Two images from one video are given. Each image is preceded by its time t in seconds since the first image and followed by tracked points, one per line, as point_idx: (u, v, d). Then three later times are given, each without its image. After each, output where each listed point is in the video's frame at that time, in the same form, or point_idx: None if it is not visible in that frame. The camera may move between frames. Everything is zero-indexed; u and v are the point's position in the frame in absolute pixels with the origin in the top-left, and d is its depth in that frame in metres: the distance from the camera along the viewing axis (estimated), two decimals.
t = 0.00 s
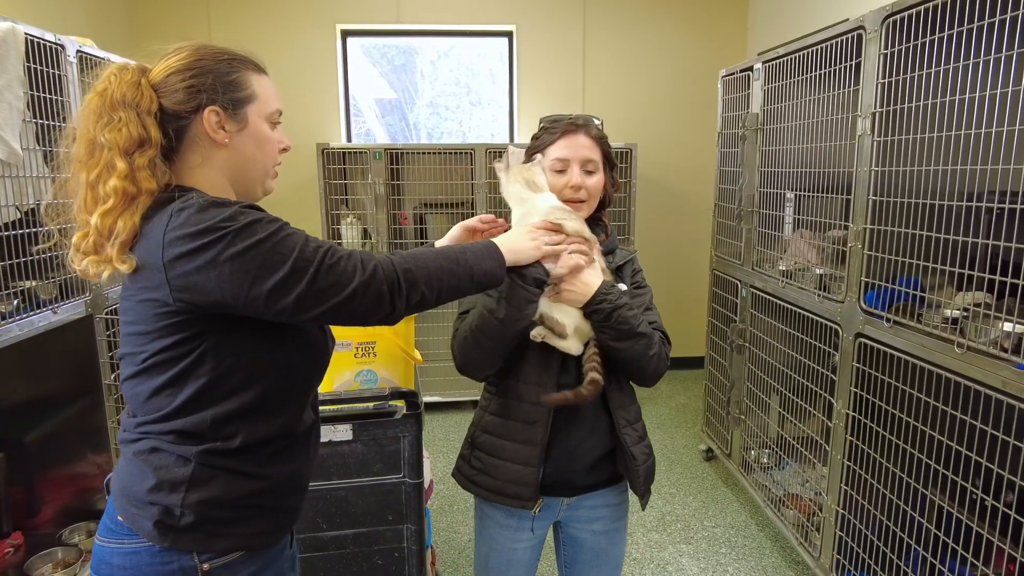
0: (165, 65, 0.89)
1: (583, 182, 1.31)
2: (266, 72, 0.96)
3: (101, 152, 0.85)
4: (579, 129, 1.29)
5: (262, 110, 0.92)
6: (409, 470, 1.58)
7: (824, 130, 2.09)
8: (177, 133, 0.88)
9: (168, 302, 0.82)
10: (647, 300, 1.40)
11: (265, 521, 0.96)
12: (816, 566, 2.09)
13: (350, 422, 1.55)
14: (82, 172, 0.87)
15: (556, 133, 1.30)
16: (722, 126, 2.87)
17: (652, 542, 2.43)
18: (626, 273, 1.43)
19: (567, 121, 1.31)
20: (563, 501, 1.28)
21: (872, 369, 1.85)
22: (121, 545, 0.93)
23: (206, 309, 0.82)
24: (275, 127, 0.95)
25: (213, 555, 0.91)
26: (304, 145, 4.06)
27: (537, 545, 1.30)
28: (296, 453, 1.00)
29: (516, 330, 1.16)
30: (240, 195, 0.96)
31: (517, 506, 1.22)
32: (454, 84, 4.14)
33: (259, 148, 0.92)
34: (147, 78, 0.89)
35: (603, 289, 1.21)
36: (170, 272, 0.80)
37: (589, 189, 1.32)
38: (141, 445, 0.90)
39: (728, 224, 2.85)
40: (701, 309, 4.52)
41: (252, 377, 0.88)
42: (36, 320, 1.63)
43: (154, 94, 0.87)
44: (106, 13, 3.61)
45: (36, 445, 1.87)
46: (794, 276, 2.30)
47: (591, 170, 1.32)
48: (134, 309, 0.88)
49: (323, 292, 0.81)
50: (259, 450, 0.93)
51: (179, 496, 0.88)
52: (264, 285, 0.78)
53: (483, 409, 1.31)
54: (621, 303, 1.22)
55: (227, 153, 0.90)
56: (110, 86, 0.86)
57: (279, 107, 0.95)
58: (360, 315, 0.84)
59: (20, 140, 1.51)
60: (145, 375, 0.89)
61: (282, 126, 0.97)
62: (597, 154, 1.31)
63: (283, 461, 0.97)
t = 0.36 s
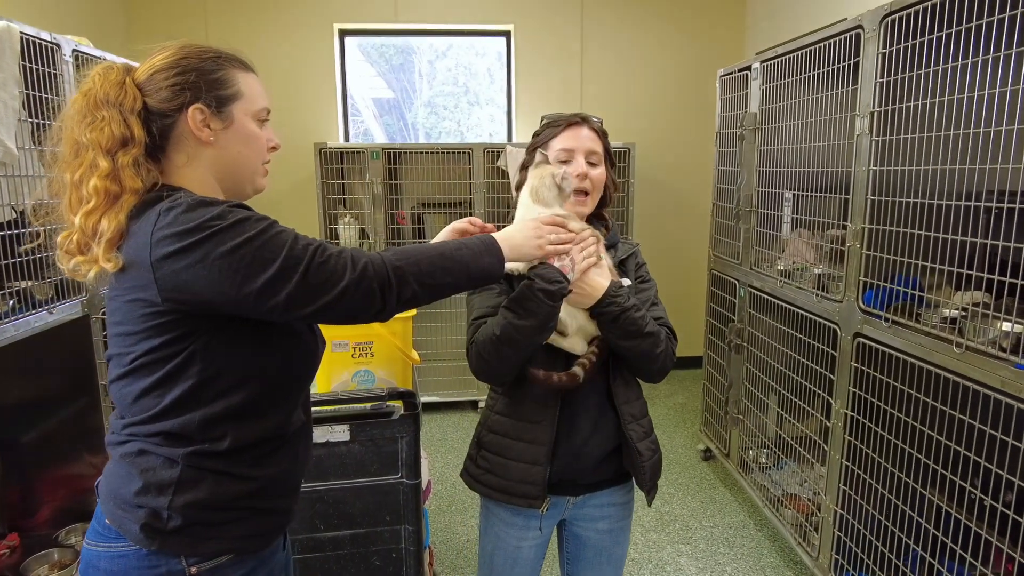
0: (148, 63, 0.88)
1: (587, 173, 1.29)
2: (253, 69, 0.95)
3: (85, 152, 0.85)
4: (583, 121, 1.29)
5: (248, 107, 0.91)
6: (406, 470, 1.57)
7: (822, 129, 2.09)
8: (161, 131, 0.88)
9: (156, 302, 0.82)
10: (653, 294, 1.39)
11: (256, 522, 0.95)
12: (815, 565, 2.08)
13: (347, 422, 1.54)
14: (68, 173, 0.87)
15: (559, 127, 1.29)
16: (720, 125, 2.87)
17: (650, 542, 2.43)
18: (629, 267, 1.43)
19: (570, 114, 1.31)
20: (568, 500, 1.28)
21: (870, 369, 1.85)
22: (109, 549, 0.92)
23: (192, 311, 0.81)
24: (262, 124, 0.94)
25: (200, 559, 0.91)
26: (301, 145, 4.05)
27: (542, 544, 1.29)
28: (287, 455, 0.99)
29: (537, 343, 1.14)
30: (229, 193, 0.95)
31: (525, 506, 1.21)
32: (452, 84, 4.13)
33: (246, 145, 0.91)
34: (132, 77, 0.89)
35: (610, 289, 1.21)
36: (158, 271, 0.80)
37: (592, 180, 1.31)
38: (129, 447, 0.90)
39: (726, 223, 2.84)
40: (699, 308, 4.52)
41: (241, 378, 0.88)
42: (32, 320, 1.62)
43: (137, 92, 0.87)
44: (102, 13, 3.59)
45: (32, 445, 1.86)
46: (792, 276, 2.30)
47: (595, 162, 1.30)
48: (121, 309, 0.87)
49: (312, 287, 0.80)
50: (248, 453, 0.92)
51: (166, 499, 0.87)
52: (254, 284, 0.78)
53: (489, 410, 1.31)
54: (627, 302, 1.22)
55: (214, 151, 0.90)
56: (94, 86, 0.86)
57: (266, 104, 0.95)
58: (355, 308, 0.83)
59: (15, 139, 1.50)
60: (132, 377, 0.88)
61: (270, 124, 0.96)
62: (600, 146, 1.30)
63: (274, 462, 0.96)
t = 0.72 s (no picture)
0: (131, 67, 0.88)
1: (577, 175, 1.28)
2: (241, 76, 0.93)
3: (61, 154, 0.87)
4: (570, 124, 1.28)
5: (229, 114, 0.89)
6: (404, 471, 1.56)
7: (820, 129, 2.09)
8: (138, 137, 0.88)
9: (113, 307, 0.82)
10: (654, 298, 1.38)
11: (235, 523, 0.94)
12: (812, 565, 2.08)
13: (346, 423, 1.52)
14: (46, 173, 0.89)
15: (547, 131, 1.29)
16: (717, 125, 2.86)
17: (648, 542, 2.42)
18: (630, 270, 1.42)
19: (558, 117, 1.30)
20: (570, 503, 1.27)
21: (868, 369, 1.85)
22: (86, 548, 0.92)
23: (147, 320, 0.80)
24: (244, 133, 0.91)
25: (174, 559, 0.90)
26: (299, 145, 4.04)
27: (543, 547, 1.28)
28: (271, 457, 0.98)
29: (526, 336, 1.15)
30: (207, 201, 0.95)
31: (525, 509, 1.22)
32: (450, 84, 4.13)
33: (223, 155, 0.89)
34: (115, 79, 0.89)
35: (608, 298, 1.20)
36: (112, 278, 0.79)
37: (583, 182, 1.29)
38: (104, 448, 0.90)
39: (724, 223, 2.84)
40: (697, 307, 4.52)
41: (211, 386, 0.87)
42: (27, 320, 1.61)
43: (117, 96, 0.87)
44: (99, 12, 3.58)
45: (27, 445, 1.85)
46: (789, 275, 2.29)
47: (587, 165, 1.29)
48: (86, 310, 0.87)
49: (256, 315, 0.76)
50: (227, 452, 0.91)
51: (139, 497, 0.87)
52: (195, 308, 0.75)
53: (492, 415, 1.31)
54: (626, 311, 1.21)
55: (189, 160, 0.89)
56: (76, 89, 0.88)
57: (250, 112, 0.92)
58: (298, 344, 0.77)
59: (10, 138, 1.49)
60: (105, 376, 0.88)
61: (256, 131, 0.94)
62: (587, 149, 1.29)
63: (258, 462, 0.95)
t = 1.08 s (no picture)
0: (96, 85, 0.83)
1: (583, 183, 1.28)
2: (213, 97, 0.90)
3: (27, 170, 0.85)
4: (582, 129, 1.28)
5: (201, 144, 0.88)
6: (401, 471, 1.56)
7: (817, 129, 2.09)
8: (106, 160, 0.86)
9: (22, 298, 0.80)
10: (651, 299, 1.37)
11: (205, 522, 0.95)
12: (809, 564, 2.08)
13: (341, 423, 1.50)
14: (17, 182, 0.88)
15: (558, 133, 1.28)
16: (714, 125, 2.87)
17: (645, 542, 2.42)
18: (631, 271, 1.41)
19: (571, 120, 1.29)
20: (570, 506, 1.27)
21: (865, 368, 1.85)
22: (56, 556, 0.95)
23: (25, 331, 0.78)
24: (216, 159, 0.90)
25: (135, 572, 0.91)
26: (296, 145, 4.03)
27: (543, 549, 1.29)
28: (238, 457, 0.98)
29: (512, 327, 1.17)
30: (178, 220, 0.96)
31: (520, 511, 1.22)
32: (447, 83, 4.12)
33: (197, 184, 0.89)
34: (79, 94, 0.84)
35: (586, 307, 1.20)
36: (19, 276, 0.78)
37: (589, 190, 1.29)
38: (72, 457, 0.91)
39: (721, 223, 2.84)
40: (695, 307, 4.52)
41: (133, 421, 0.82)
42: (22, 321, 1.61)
43: (81, 117, 0.83)
44: (96, 12, 3.57)
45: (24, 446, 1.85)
46: (786, 276, 2.30)
47: (595, 171, 1.29)
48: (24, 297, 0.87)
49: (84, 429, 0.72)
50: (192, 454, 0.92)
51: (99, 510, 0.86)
52: (10, 390, 0.71)
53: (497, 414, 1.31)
54: (607, 319, 1.19)
55: (161, 188, 0.89)
56: (42, 103, 0.84)
57: (223, 137, 0.90)
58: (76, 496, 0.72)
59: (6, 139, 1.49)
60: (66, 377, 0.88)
61: (232, 151, 0.93)
62: (598, 155, 1.29)
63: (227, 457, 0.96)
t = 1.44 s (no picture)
0: None
1: (587, 188, 1.25)
2: (139, 103, 0.82)
3: None
4: (592, 133, 1.26)
5: (123, 154, 0.81)
6: (399, 471, 1.56)
7: (814, 129, 2.10)
8: (12, 169, 0.77)
9: None
10: (633, 312, 1.24)
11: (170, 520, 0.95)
12: (805, 563, 2.09)
13: (340, 423, 1.52)
14: None
15: (569, 137, 1.28)
16: (712, 126, 2.87)
17: (642, 540, 2.43)
18: (618, 278, 1.30)
19: (585, 124, 1.28)
20: (539, 512, 1.25)
21: (862, 368, 1.86)
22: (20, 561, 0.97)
23: None
24: (141, 169, 0.83)
25: None
26: (293, 145, 4.03)
27: (519, 550, 1.28)
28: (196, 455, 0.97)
29: (471, 326, 1.20)
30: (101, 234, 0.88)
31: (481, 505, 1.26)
32: (445, 83, 4.12)
33: (119, 197, 0.82)
34: None
35: (530, 318, 1.17)
36: None
37: (593, 195, 1.26)
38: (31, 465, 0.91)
39: (718, 223, 2.85)
40: (692, 307, 4.53)
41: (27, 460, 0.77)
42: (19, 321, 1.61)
43: None
44: (93, 12, 3.57)
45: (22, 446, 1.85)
46: (783, 275, 2.30)
47: (603, 176, 1.26)
48: None
49: None
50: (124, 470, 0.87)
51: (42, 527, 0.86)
52: None
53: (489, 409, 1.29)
54: (550, 332, 1.15)
55: (78, 200, 0.82)
56: None
57: (149, 146, 0.83)
58: None
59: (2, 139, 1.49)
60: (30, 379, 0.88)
61: (161, 160, 0.86)
62: (607, 162, 1.26)
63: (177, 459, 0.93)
